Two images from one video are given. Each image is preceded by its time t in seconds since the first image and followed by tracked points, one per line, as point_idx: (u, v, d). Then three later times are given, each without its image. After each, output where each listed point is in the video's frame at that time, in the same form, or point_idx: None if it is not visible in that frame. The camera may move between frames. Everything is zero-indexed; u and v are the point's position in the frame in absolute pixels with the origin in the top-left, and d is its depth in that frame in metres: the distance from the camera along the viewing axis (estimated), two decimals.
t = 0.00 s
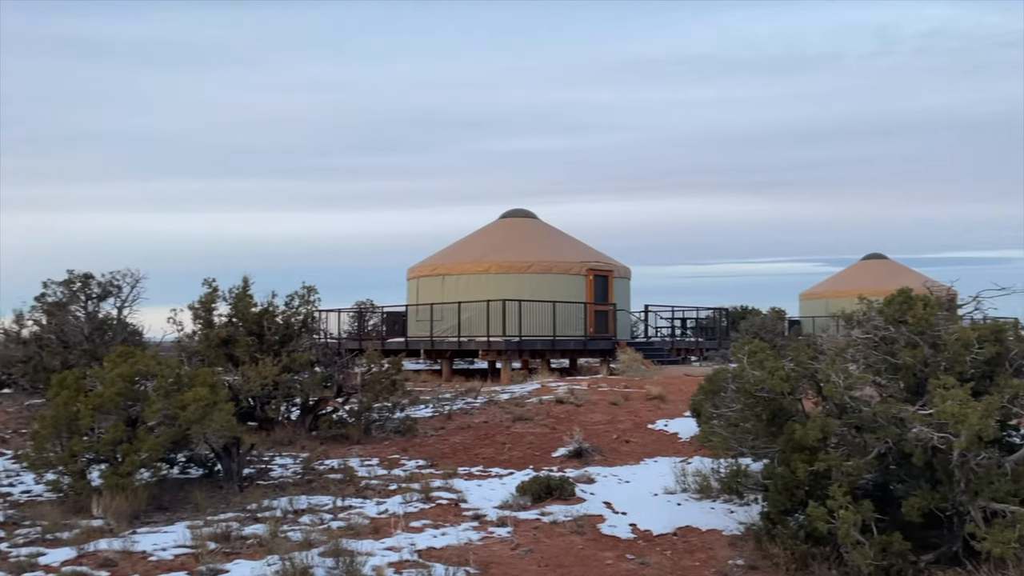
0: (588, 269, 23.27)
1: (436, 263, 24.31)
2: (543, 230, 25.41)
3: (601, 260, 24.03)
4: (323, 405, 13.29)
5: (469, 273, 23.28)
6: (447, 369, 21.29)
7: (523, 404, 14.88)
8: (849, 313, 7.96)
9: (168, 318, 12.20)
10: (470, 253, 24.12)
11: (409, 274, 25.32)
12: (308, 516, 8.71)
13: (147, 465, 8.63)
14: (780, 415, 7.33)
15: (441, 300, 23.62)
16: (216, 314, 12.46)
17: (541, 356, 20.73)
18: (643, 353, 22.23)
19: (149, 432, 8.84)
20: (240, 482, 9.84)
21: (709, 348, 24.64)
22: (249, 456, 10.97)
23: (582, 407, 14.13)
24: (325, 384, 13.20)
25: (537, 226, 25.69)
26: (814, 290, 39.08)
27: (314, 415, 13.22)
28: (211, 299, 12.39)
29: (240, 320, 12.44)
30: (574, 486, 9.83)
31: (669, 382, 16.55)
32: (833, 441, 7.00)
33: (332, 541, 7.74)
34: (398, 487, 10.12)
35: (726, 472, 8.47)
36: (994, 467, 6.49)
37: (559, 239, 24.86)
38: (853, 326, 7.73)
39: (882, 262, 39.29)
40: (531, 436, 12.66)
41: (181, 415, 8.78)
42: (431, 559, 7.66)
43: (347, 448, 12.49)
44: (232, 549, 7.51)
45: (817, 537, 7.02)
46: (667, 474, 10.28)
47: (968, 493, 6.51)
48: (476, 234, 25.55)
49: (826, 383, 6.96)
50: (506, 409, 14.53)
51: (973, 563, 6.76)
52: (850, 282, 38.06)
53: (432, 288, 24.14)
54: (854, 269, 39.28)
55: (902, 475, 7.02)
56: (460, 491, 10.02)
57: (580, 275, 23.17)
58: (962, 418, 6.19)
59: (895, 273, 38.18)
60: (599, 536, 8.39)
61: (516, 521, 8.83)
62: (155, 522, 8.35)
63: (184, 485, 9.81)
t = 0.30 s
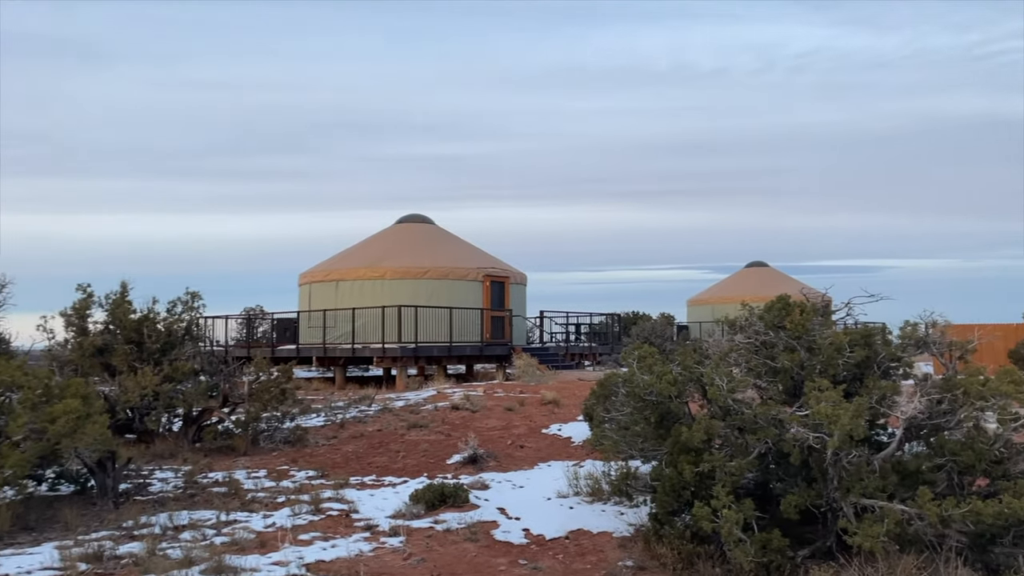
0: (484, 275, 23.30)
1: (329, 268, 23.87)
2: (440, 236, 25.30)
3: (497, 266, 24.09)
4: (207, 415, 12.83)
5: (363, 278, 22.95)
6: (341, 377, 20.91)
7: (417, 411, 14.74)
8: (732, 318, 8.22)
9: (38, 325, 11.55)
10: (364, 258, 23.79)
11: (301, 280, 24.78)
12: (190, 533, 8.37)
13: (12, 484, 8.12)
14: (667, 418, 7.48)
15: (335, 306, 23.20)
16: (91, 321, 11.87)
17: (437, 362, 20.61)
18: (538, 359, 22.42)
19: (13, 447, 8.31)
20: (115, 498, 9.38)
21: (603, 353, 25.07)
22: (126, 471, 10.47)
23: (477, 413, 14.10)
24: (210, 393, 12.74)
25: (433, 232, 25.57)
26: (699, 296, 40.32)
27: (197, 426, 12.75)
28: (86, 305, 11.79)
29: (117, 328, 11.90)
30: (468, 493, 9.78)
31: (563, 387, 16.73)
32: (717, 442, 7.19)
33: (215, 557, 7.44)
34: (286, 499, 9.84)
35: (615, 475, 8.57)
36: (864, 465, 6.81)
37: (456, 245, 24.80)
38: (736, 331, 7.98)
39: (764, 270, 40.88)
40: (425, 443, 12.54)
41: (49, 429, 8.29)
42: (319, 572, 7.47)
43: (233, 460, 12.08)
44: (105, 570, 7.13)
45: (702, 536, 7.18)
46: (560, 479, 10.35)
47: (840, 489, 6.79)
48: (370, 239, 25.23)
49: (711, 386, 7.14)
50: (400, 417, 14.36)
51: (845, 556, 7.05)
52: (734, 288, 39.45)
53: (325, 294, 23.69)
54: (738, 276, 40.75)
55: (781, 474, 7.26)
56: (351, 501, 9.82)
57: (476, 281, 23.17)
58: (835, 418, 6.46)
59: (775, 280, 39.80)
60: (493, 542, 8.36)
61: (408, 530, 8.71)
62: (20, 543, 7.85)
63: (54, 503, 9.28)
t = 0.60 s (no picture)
0: (396, 280, 23.03)
1: (234, 273, 23.20)
2: (351, 241, 24.92)
3: (409, 271, 23.85)
4: (102, 427, 12.26)
5: (270, 283, 22.39)
6: (246, 385, 20.32)
7: (327, 419, 14.43)
8: (642, 323, 8.31)
9: None
10: (271, 263, 23.22)
11: (205, 285, 24.02)
12: (82, 551, 7.95)
13: None
14: (579, 422, 7.50)
15: (240, 312, 22.56)
16: None
17: (347, 369, 20.25)
18: (450, 365, 22.28)
19: None
20: None
21: (516, 358, 25.11)
22: (12, 487, 9.90)
23: (389, 421, 13.89)
24: (105, 404, 12.17)
25: (344, 236, 25.17)
26: (610, 301, 40.87)
27: (91, 439, 12.17)
28: None
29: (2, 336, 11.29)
30: (378, 502, 9.59)
31: (476, 392, 16.66)
32: (626, 445, 7.25)
33: None
34: (187, 513, 9.46)
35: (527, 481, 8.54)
36: (766, 465, 6.97)
37: (367, 250, 24.46)
38: (645, 335, 8.07)
39: (672, 275, 41.73)
40: (334, 452, 12.27)
41: None
42: None
43: (130, 473, 11.56)
44: None
45: (612, 539, 7.22)
46: (472, 485, 10.26)
47: (744, 489, 6.93)
48: (278, 243, 24.65)
49: (621, 390, 7.20)
50: (308, 425, 14.03)
51: (748, 555, 7.19)
52: (643, 293, 40.13)
53: (229, 300, 23.01)
54: (646, 282, 41.47)
55: (687, 476, 7.37)
56: (256, 514, 9.51)
57: (388, 286, 22.89)
58: (739, 420, 6.58)
59: (682, 285, 40.68)
60: (403, 551, 8.22)
61: (316, 543, 8.46)
62: None
63: None
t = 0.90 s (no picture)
0: (320, 285, 22.64)
1: (148, 277, 22.45)
2: (273, 244, 24.41)
3: (333, 276, 23.48)
4: (6, 440, 11.68)
5: (188, 288, 21.74)
6: (162, 394, 19.68)
7: (247, 428, 14.05)
8: (568, 327, 8.33)
9: None
10: (189, 267, 22.55)
11: (118, 289, 23.17)
12: None
13: None
14: (506, 426, 7.45)
15: (155, 318, 21.85)
16: None
17: (268, 376, 19.80)
18: (376, 370, 22.02)
19: None
20: None
21: (443, 363, 24.98)
22: None
23: (312, 428, 13.61)
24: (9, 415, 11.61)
25: (266, 240, 24.63)
26: (536, 305, 41.04)
27: None
28: None
29: None
30: (301, 512, 9.37)
31: (402, 398, 16.47)
32: (552, 449, 7.24)
33: None
34: (98, 528, 9.07)
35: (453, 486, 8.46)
36: (688, 466, 7.05)
37: (290, 254, 23.98)
38: (572, 339, 8.09)
39: (597, 280, 42.15)
40: (255, 461, 11.96)
41: None
42: None
43: (37, 487, 11.04)
44: None
45: (539, 542, 7.20)
46: (398, 492, 10.11)
47: (667, 490, 6.99)
48: (196, 246, 23.96)
49: (547, 394, 7.19)
50: (228, 434, 13.65)
51: (672, 555, 7.26)
52: (569, 297, 40.42)
53: (144, 305, 22.25)
54: (572, 286, 41.78)
55: (612, 478, 7.41)
56: (171, 526, 9.18)
57: (311, 291, 22.48)
58: (662, 422, 6.64)
59: (606, 289, 41.17)
60: (327, 561, 8.03)
61: (236, 555, 8.21)
62: None
63: None
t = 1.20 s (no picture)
0: (253, 289, 22.20)
1: (72, 282, 21.72)
2: (204, 248, 23.86)
3: (268, 280, 23.05)
4: None
5: (114, 292, 21.10)
6: (87, 402, 19.04)
7: (177, 436, 13.68)
8: (507, 331, 8.30)
9: None
10: (115, 270, 21.89)
11: (39, 294, 22.36)
12: None
13: None
14: (444, 431, 7.38)
15: (80, 324, 21.15)
16: None
17: (199, 383, 19.32)
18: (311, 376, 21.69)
19: None
20: None
21: (380, 368, 24.74)
22: None
23: (245, 436, 13.31)
24: None
25: (198, 243, 24.06)
26: (474, 309, 41.01)
27: None
28: None
29: None
30: (233, 522, 9.14)
31: (338, 404, 16.23)
32: (491, 453, 7.20)
33: None
34: (17, 542, 8.71)
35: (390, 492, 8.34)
36: (625, 468, 7.08)
37: (222, 258, 23.46)
38: (510, 343, 8.07)
39: (535, 284, 42.32)
40: (185, 470, 11.64)
41: None
42: None
43: None
44: None
45: (477, 547, 7.14)
46: (334, 500, 9.94)
47: (605, 492, 7.02)
48: (124, 249, 23.27)
49: (486, 398, 7.15)
50: (156, 443, 13.26)
51: (609, 556, 7.29)
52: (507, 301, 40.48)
53: (68, 310, 21.52)
54: (510, 290, 41.86)
55: (551, 481, 7.40)
56: (96, 539, 8.87)
57: (244, 295, 22.02)
58: (600, 424, 6.66)
59: (545, 293, 41.37)
60: (260, 571, 7.85)
61: (165, 568, 7.96)
62: None
63: None
